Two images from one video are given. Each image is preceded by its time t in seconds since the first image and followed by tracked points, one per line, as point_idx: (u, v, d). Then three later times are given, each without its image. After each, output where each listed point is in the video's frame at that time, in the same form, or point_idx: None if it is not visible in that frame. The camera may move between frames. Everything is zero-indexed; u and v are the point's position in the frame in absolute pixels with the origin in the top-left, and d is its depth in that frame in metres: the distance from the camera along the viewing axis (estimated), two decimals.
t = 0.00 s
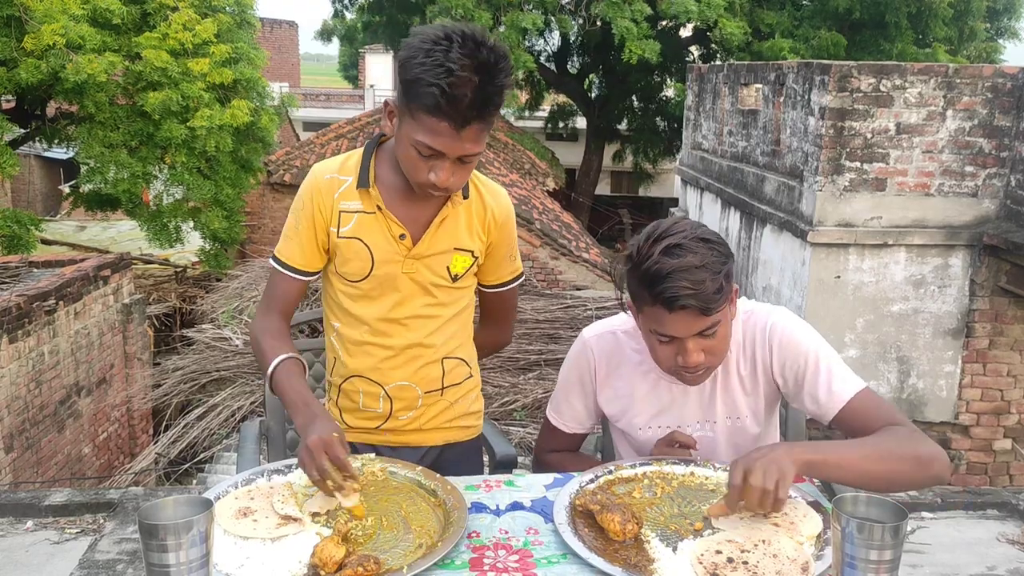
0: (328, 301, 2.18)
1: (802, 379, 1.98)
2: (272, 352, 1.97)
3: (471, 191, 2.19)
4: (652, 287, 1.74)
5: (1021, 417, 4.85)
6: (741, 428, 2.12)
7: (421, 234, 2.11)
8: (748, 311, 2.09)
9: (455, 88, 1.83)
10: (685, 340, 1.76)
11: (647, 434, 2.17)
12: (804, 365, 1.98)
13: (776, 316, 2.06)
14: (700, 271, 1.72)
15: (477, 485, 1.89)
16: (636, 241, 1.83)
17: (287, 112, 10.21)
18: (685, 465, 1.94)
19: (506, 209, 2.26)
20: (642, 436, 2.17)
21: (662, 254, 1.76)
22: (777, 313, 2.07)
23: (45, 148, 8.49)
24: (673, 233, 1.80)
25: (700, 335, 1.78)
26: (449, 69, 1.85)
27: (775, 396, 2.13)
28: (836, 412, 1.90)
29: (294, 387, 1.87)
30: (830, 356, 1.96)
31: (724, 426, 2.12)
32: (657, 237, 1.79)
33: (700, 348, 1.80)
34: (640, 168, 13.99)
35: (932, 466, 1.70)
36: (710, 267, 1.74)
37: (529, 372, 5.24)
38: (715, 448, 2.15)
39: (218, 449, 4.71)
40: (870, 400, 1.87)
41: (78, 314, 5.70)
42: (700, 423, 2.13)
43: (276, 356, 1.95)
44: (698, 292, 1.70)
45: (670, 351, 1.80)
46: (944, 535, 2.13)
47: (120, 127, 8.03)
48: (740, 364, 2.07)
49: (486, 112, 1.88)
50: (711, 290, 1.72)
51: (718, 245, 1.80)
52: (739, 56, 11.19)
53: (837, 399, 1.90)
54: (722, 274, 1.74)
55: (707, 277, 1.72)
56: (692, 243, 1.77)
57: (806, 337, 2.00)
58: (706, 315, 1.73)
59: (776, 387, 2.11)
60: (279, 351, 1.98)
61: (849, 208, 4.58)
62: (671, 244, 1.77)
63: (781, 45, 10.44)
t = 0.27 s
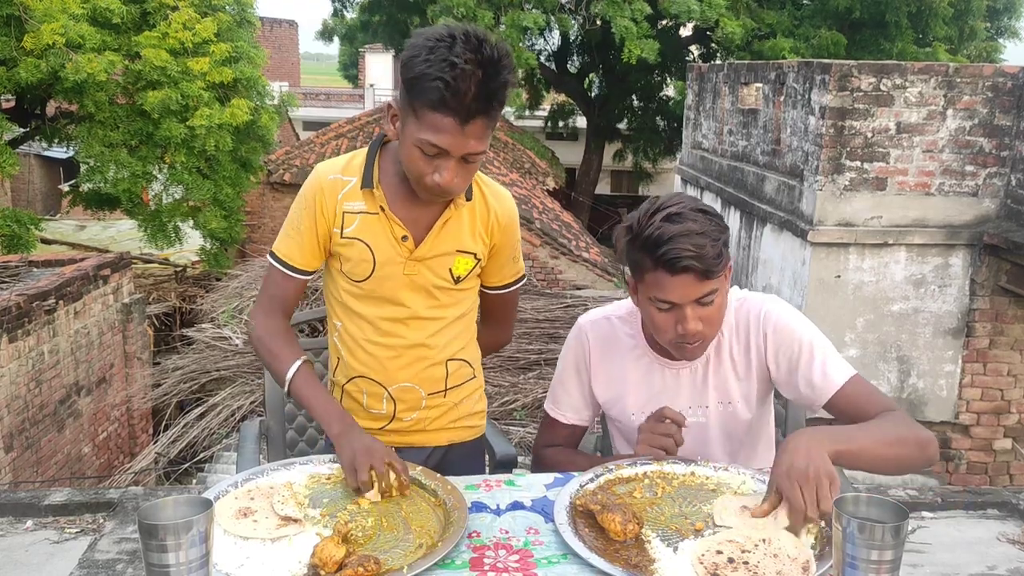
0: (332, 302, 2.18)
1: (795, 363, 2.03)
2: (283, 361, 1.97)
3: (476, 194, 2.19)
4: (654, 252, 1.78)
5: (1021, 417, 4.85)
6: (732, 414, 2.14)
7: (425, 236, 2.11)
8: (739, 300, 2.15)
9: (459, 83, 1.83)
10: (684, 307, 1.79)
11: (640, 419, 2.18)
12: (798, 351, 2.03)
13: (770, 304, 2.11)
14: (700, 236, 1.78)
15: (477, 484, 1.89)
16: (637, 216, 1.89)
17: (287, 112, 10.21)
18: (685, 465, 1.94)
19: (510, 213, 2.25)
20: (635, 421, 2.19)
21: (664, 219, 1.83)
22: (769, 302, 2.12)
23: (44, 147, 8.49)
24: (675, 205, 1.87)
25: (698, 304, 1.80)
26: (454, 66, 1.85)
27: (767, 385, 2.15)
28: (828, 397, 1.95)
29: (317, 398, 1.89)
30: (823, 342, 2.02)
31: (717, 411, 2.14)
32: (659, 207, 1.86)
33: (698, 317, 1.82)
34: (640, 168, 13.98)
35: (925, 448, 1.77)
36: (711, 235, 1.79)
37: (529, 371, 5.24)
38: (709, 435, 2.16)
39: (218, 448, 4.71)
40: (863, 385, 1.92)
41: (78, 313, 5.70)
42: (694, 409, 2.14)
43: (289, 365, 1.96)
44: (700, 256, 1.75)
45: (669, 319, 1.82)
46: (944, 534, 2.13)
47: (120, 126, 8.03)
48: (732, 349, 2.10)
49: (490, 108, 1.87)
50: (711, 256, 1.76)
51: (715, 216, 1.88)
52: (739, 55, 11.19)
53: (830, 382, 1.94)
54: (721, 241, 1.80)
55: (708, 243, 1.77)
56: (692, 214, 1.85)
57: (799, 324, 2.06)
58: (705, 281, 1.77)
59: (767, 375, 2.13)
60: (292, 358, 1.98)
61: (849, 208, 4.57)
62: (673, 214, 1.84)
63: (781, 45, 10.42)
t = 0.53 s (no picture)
0: (333, 300, 2.17)
1: (799, 357, 2.09)
2: (304, 374, 1.89)
3: (477, 190, 2.19)
4: (678, 214, 1.91)
5: (1021, 416, 4.85)
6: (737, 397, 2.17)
7: (427, 232, 2.10)
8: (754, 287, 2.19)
9: (458, 77, 1.83)
10: (702, 270, 1.89)
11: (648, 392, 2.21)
12: (802, 342, 2.08)
13: (782, 296, 2.15)
14: (723, 203, 1.90)
15: (477, 484, 1.89)
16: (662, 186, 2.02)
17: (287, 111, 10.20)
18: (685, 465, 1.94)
19: (510, 210, 2.25)
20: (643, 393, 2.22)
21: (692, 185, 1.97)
22: (781, 293, 2.16)
23: (44, 146, 8.48)
24: (702, 177, 2.01)
25: (715, 269, 1.90)
26: (453, 58, 1.86)
27: (772, 376, 2.19)
28: (826, 391, 2.02)
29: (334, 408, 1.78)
30: (828, 340, 2.07)
31: (720, 393, 2.17)
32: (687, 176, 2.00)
33: (714, 283, 1.90)
34: (640, 167, 13.97)
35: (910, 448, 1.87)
36: (733, 202, 1.92)
37: (529, 371, 5.24)
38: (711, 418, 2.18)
39: (218, 447, 4.71)
40: (860, 383, 2.00)
41: (78, 312, 5.70)
42: (701, 389, 2.17)
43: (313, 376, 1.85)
44: (722, 219, 1.87)
45: (686, 282, 1.91)
46: (944, 534, 2.13)
47: (120, 126, 8.02)
48: (741, 335, 2.14)
49: (490, 102, 1.87)
50: (733, 222, 1.88)
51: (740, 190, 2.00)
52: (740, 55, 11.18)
53: (826, 379, 2.02)
54: (742, 209, 1.92)
55: (731, 209, 1.89)
56: (716, 184, 1.98)
57: (808, 319, 2.11)
58: (725, 246, 1.88)
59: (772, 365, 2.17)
60: (312, 372, 1.89)
61: (849, 207, 4.57)
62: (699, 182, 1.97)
63: (782, 44, 10.39)
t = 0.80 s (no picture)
0: (334, 299, 2.17)
1: (807, 351, 2.12)
2: (267, 346, 1.95)
3: (484, 191, 2.20)
4: (712, 196, 1.92)
5: (1021, 416, 4.85)
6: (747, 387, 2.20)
7: (431, 231, 2.10)
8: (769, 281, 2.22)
9: (463, 63, 1.84)
10: (730, 254, 1.90)
11: (657, 376, 2.24)
12: (811, 337, 2.12)
13: (797, 292, 2.19)
14: (757, 189, 1.91)
15: (477, 483, 1.89)
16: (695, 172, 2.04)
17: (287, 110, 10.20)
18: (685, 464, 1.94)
19: (513, 210, 2.25)
20: (652, 378, 2.25)
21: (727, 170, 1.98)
22: (797, 290, 2.20)
23: (44, 145, 8.48)
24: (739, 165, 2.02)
25: (743, 255, 1.90)
26: (461, 46, 1.88)
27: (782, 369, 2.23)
28: (828, 386, 2.06)
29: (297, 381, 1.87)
30: (838, 338, 2.11)
31: (731, 383, 2.19)
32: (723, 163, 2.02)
33: (741, 268, 1.91)
34: (640, 167, 13.97)
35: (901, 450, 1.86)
36: (766, 189, 1.92)
37: (529, 370, 5.24)
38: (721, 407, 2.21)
39: (218, 446, 4.71)
40: (862, 383, 2.02)
41: (78, 312, 5.70)
42: (712, 376, 2.20)
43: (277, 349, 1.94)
44: (754, 204, 1.88)
45: (713, 266, 1.92)
46: (944, 533, 2.13)
47: (120, 125, 8.02)
48: (755, 327, 2.17)
49: (494, 92, 1.88)
50: (766, 208, 1.89)
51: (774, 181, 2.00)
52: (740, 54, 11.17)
53: (829, 374, 2.06)
54: (776, 196, 1.93)
55: (764, 197, 1.90)
56: (751, 171, 2.00)
57: (821, 316, 2.14)
58: (755, 232, 1.89)
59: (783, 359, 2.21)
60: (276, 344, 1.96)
61: (849, 206, 4.57)
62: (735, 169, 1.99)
63: (783, 43, 10.38)
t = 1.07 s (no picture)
0: (332, 298, 2.18)
1: (808, 348, 2.13)
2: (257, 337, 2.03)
3: (482, 192, 2.19)
4: (721, 194, 1.92)
5: (1021, 415, 4.85)
6: (749, 385, 2.19)
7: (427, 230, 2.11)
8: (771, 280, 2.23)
9: (457, 63, 1.84)
10: (737, 252, 1.90)
11: (658, 374, 2.23)
12: (813, 334, 2.13)
13: (800, 289, 2.19)
14: (766, 188, 1.92)
15: (477, 483, 1.89)
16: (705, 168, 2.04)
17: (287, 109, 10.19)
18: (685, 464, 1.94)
19: (513, 209, 2.25)
20: (653, 375, 2.24)
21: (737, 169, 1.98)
22: (799, 287, 2.21)
23: (43, 145, 8.47)
24: (750, 163, 2.02)
25: (750, 255, 1.92)
26: (455, 46, 1.88)
27: (784, 367, 2.22)
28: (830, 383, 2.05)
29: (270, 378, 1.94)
30: (839, 335, 2.11)
31: (734, 380, 2.19)
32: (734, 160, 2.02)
33: (748, 267, 1.92)
34: (640, 166, 13.96)
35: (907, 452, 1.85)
36: (775, 189, 1.93)
37: (529, 370, 5.24)
38: (724, 405, 2.20)
39: (218, 446, 4.71)
40: (864, 379, 2.02)
41: (77, 311, 5.70)
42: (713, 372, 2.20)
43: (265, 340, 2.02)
44: (764, 204, 1.88)
45: (719, 263, 1.93)
46: (943, 533, 2.14)
47: (119, 124, 8.01)
48: (758, 324, 2.18)
49: (488, 93, 1.86)
50: (775, 208, 1.90)
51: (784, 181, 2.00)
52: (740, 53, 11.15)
53: (830, 371, 2.05)
54: (783, 196, 1.93)
55: (773, 196, 1.91)
56: (760, 170, 2.00)
57: (823, 314, 2.15)
58: (763, 233, 1.90)
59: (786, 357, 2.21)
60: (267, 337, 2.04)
61: (849, 206, 4.57)
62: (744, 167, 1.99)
63: (783, 42, 10.37)
